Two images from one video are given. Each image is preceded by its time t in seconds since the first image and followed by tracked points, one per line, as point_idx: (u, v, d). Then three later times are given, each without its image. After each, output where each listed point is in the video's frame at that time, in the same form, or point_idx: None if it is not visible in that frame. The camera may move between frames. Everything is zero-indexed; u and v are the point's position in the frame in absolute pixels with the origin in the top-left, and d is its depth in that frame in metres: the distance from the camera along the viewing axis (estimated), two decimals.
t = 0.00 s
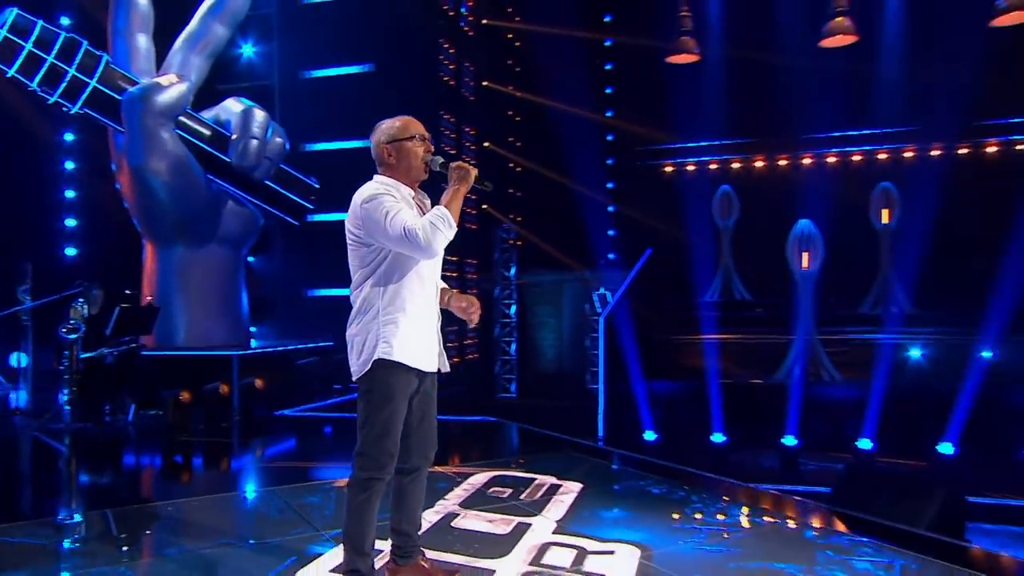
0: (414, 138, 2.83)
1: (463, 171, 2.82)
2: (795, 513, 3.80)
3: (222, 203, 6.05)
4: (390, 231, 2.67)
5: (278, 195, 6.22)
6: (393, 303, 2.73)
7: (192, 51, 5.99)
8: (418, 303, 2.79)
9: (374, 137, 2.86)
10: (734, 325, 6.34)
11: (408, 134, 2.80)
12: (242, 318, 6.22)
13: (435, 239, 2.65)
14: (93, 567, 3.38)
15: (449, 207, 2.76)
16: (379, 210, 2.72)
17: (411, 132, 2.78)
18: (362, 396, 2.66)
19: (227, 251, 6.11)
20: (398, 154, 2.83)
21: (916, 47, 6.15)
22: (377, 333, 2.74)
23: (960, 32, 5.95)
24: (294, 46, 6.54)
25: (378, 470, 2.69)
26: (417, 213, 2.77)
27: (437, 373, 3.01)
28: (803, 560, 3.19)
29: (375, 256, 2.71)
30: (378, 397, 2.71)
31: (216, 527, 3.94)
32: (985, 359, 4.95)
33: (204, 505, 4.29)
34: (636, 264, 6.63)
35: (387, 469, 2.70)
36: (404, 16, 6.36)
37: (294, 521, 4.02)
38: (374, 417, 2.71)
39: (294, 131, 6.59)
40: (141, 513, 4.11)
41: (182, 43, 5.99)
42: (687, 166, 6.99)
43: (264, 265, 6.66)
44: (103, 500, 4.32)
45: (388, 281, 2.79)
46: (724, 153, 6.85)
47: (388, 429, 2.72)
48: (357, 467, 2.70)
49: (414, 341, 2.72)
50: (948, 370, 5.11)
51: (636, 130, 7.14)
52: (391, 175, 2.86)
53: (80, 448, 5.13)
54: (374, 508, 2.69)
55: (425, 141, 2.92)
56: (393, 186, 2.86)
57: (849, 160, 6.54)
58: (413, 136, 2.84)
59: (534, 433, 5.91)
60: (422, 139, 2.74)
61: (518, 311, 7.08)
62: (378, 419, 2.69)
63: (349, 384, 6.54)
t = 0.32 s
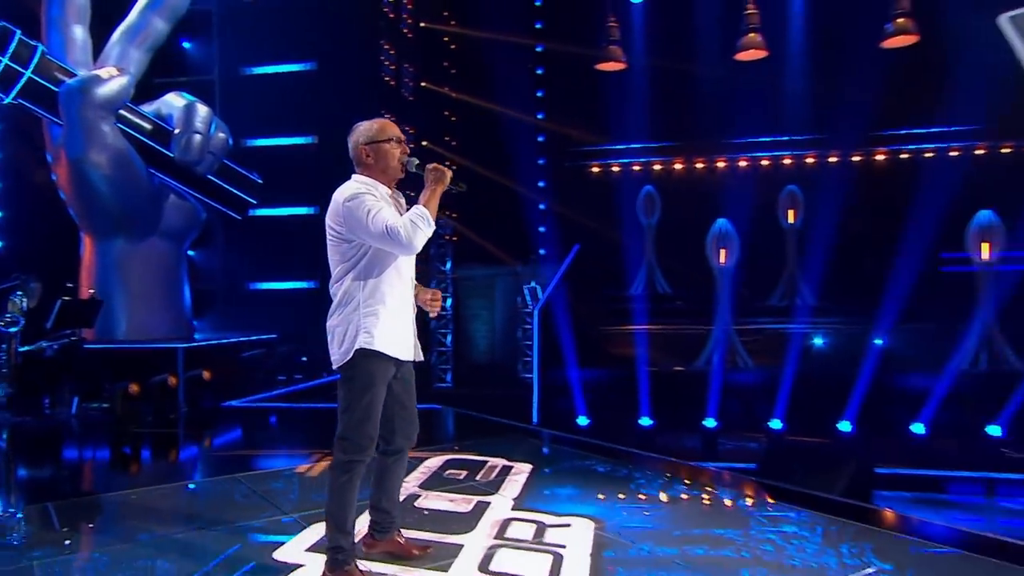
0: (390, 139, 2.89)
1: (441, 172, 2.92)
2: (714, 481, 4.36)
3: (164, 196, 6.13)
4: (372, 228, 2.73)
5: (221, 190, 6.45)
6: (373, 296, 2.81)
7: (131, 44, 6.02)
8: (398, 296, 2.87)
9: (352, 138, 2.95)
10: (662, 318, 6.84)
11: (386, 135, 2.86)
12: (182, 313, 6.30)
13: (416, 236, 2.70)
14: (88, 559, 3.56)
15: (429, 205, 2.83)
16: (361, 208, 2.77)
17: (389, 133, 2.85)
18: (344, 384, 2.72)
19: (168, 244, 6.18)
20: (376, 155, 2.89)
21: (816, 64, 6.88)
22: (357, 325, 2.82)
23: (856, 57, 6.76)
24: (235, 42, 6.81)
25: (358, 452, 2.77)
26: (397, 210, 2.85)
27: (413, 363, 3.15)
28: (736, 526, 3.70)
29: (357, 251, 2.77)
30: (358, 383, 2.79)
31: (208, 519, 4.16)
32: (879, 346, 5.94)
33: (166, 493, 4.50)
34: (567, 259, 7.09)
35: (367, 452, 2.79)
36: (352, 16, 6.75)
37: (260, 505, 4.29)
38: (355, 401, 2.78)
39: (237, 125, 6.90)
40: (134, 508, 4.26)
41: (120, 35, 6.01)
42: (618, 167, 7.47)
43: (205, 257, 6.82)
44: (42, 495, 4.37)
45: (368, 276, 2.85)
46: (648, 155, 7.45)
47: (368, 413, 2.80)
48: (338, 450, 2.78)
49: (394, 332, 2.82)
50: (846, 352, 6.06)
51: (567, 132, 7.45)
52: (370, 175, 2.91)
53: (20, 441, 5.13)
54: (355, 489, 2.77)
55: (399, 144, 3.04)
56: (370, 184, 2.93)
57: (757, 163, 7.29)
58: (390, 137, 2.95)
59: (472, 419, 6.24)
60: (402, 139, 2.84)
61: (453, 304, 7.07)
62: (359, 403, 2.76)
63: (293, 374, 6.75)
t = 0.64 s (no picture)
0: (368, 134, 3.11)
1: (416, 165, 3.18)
2: (657, 452, 4.88)
3: (110, 186, 6.14)
4: (356, 218, 2.95)
5: (169, 181, 6.52)
6: (357, 282, 3.04)
7: (72, 32, 5.97)
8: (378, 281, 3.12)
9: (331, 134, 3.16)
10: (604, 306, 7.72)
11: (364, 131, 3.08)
12: (128, 303, 6.34)
13: (397, 225, 2.95)
14: (72, 543, 3.85)
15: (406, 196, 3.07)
16: (344, 200, 2.99)
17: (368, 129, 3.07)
18: (330, 365, 2.97)
19: (115, 234, 6.19)
20: (355, 150, 3.11)
21: (737, 74, 7.68)
22: (342, 309, 3.05)
23: (779, 67, 7.55)
24: (181, 36, 6.85)
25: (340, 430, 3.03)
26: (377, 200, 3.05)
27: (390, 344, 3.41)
28: (682, 489, 4.21)
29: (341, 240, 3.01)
30: (342, 364, 3.03)
31: (179, 502, 4.35)
32: (795, 330, 6.73)
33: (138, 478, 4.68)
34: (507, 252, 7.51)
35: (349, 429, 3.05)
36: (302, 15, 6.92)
37: (230, 488, 4.49)
38: (338, 382, 3.04)
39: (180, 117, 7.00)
40: (101, 492, 4.44)
41: (60, 23, 5.95)
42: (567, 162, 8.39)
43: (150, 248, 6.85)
44: None
45: (350, 263, 3.09)
46: (587, 152, 8.39)
47: (350, 392, 3.05)
48: (322, 428, 3.04)
49: (376, 318, 3.05)
50: (762, 336, 6.72)
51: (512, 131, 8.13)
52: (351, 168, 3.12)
53: None
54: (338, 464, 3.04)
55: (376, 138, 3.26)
56: (351, 176, 3.14)
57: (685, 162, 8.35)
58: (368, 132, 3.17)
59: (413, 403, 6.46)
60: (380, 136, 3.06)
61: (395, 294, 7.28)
62: (343, 384, 3.03)
63: (243, 363, 7.02)
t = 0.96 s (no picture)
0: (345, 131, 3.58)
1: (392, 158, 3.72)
2: (600, 428, 5.36)
3: (54, 177, 5.77)
4: (336, 212, 3.32)
5: (117, 174, 6.37)
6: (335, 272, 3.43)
7: (10, 21, 5.29)
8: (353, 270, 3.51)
9: (312, 130, 3.60)
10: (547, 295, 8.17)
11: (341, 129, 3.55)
12: (76, 296, 5.98)
13: (375, 218, 3.33)
14: (54, 528, 4.18)
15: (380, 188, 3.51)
16: (325, 195, 3.34)
17: (345, 127, 3.54)
18: (309, 351, 3.37)
19: (60, 226, 5.87)
20: (333, 145, 3.57)
21: (669, 77, 8.53)
22: (322, 297, 3.43)
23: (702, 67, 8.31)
24: (124, 27, 6.44)
25: (319, 410, 3.44)
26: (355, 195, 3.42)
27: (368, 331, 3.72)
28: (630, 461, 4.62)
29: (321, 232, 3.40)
30: (322, 349, 3.44)
31: (156, 485, 4.79)
32: (725, 317, 7.51)
33: (111, 467, 5.04)
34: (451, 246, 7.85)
35: (328, 409, 3.45)
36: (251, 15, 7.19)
37: (202, 473, 4.91)
38: (318, 366, 3.43)
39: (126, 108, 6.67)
40: (82, 481, 4.80)
41: None
42: (511, 159, 9.22)
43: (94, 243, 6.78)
44: None
45: (328, 254, 3.46)
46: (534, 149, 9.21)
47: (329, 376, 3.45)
48: (303, 410, 3.44)
49: (352, 305, 3.45)
50: (694, 322, 7.46)
51: (465, 128, 8.94)
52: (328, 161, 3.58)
53: None
54: (318, 441, 3.45)
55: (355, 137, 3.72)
56: (328, 170, 3.58)
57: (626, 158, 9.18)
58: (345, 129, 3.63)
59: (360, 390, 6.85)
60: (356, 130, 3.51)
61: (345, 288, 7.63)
62: (322, 368, 3.42)
63: (197, 355, 7.07)
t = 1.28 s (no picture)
0: (320, 132, 3.78)
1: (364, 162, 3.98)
2: (550, 407, 5.83)
3: (4, 176, 6.00)
4: (312, 207, 3.50)
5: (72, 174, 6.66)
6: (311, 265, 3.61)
7: None
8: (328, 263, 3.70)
9: (287, 130, 3.79)
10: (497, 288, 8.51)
11: (316, 129, 3.75)
12: (29, 292, 6.32)
13: (349, 214, 3.52)
14: (35, 515, 4.35)
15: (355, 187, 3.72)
16: (301, 192, 3.52)
17: (320, 128, 3.73)
18: (290, 338, 3.53)
19: (12, 224, 6.11)
20: (308, 146, 3.76)
21: (608, 80, 8.89)
22: (298, 289, 3.60)
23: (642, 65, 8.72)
24: (73, 27, 7.06)
25: (298, 395, 3.59)
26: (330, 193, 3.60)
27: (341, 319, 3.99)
28: (580, 436, 5.07)
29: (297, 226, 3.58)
30: (300, 337, 3.59)
31: (135, 470, 5.07)
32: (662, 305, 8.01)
33: (81, 457, 5.20)
34: (401, 242, 8.20)
35: (306, 394, 3.62)
36: (202, 12, 7.34)
37: (177, 459, 5.20)
38: (297, 353, 3.60)
39: (82, 106, 7.18)
40: (58, 469, 5.02)
41: None
42: (459, 157, 9.22)
43: (48, 239, 6.98)
44: None
45: (304, 248, 3.65)
46: (481, 147, 9.23)
47: (307, 362, 3.62)
48: (282, 395, 3.58)
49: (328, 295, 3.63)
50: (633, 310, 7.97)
51: (418, 127, 9.04)
52: (303, 160, 3.77)
53: None
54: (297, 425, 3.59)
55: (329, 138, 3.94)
56: (303, 169, 3.76)
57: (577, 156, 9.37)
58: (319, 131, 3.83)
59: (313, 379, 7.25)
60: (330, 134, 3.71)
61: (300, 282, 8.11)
62: (300, 355, 3.58)
63: (154, 348, 7.28)
